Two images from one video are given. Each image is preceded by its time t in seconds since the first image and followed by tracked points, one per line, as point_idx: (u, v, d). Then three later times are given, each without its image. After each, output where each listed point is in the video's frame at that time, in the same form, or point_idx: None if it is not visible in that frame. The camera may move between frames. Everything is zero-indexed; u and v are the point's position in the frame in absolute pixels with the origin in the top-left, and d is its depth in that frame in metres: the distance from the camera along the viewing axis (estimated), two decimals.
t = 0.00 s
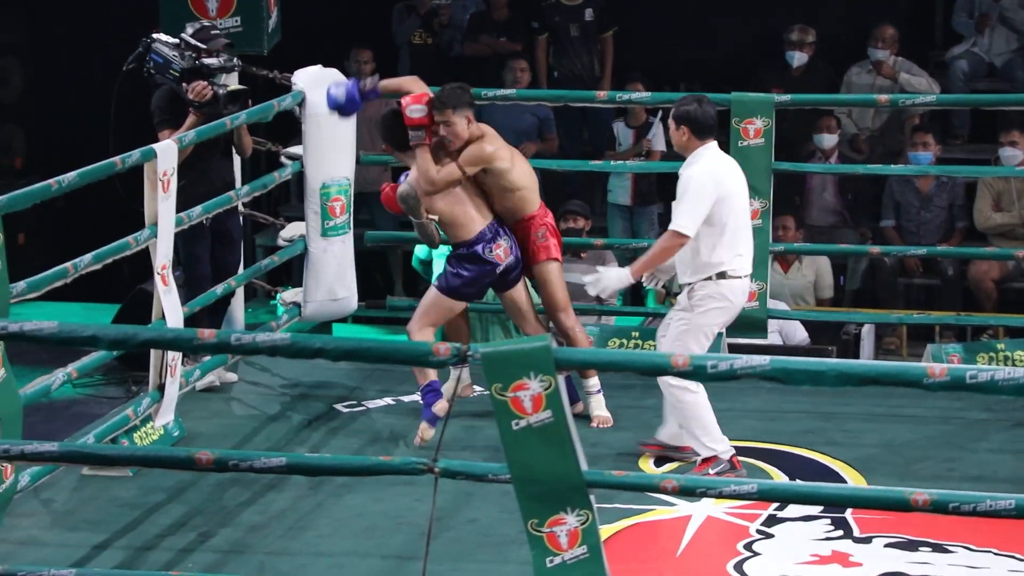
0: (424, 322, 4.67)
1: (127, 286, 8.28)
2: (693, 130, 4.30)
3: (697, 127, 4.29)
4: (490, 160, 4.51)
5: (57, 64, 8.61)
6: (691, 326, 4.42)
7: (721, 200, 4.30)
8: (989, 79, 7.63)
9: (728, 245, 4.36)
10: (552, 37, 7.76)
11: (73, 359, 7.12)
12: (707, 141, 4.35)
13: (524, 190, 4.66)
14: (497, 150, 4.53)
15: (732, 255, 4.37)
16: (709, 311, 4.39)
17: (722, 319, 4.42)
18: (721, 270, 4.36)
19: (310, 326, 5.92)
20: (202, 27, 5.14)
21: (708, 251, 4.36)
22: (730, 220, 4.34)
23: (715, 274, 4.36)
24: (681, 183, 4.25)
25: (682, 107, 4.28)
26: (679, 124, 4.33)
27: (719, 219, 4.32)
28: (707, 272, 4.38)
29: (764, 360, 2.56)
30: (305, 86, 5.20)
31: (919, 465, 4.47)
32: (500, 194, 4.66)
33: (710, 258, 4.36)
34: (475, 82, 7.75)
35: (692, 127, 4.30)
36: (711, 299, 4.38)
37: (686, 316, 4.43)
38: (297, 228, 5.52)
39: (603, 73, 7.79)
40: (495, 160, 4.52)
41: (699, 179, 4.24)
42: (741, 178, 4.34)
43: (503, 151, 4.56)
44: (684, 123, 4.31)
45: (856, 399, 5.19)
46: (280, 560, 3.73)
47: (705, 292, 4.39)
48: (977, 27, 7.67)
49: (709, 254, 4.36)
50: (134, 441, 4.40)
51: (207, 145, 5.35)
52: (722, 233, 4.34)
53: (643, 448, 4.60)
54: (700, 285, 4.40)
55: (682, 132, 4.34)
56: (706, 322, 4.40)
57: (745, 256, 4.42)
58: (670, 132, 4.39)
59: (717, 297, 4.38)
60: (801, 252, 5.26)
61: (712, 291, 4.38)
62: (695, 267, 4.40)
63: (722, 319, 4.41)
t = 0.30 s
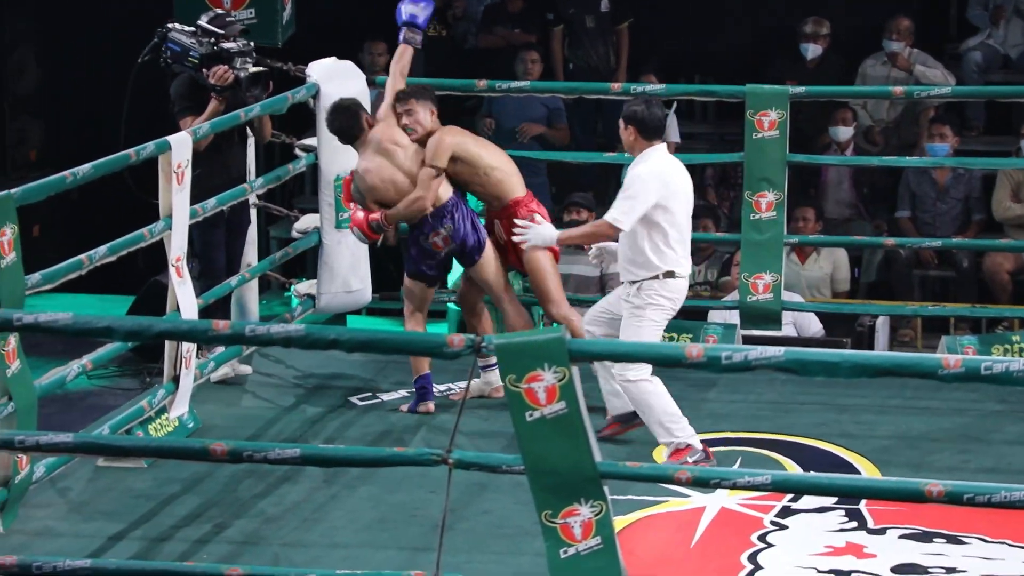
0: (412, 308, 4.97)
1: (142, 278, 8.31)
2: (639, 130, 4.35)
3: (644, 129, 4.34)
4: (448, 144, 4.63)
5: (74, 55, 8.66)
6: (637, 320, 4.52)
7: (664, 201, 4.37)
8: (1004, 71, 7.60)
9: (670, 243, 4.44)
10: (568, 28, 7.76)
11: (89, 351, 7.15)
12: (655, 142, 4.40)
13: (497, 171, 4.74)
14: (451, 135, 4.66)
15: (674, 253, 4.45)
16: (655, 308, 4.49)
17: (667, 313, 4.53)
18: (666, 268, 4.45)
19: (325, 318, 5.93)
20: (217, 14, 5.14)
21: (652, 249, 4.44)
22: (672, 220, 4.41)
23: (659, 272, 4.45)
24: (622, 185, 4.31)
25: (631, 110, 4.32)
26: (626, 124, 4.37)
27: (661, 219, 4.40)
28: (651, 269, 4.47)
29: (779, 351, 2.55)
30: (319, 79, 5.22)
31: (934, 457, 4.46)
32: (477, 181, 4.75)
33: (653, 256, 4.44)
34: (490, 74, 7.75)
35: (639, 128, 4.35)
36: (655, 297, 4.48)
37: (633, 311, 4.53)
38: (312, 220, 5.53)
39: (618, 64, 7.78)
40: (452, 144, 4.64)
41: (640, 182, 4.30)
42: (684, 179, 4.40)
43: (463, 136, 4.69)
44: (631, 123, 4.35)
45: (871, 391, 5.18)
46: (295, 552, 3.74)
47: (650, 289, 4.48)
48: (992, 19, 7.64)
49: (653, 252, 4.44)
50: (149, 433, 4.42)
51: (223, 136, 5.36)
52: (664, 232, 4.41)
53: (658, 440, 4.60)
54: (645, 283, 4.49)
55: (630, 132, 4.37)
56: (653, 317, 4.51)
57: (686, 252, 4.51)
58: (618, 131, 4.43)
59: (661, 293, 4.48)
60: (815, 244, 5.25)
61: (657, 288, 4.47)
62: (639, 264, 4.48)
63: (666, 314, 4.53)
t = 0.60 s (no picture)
0: (412, 279, 5.04)
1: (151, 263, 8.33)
2: (567, 106, 4.64)
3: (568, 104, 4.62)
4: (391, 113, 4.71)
5: (85, 40, 8.69)
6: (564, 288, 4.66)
7: (569, 166, 4.56)
8: (1015, 55, 7.57)
9: (580, 205, 4.58)
10: (578, 12, 7.74)
11: (99, 335, 7.17)
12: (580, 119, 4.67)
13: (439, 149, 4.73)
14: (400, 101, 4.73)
15: (590, 220, 4.59)
16: (580, 275, 4.61)
17: (596, 284, 4.61)
18: (582, 235, 4.58)
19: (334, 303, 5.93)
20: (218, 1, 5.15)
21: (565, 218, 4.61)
22: (582, 186, 4.57)
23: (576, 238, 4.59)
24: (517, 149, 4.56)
25: (558, 85, 4.60)
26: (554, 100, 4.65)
27: (565, 179, 4.57)
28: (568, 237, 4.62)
29: (789, 336, 2.55)
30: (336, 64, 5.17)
31: (945, 442, 4.45)
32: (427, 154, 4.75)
33: (567, 223, 4.60)
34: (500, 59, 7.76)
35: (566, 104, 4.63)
36: (575, 263, 4.61)
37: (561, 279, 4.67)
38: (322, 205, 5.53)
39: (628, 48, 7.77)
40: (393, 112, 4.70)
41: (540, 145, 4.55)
42: (592, 149, 4.60)
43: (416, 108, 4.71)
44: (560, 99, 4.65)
45: (880, 375, 5.17)
46: (305, 536, 3.75)
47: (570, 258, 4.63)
48: (1003, 4, 7.60)
49: (568, 219, 4.60)
50: (159, 418, 4.42)
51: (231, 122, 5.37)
52: (576, 198, 4.57)
53: (668, 425, 4.60)
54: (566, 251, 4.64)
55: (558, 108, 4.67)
56: (578, 285, 4.62)
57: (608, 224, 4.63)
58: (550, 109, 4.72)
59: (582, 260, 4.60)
60: (825, 228, 5.23)
61: (575, 255, 4.60)
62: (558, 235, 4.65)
63: (595, 284, 4.61)
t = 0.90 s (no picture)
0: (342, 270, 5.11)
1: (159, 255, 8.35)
2: (473, 89, 4.81)
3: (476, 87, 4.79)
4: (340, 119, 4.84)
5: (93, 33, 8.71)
6: (501, 262, 4.86)
7: (499, 143, 4.78)
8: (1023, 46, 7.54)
9: (513, 180, 4.83)
10: (586, 4, 7.76)
11: (108, 327, 7.19)
12: (486, 98, 4.84)
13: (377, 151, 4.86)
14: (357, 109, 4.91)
15: (529, 192, 4.85)
16: (521, 247, 4.86)
17: (535, 254, 4.89)
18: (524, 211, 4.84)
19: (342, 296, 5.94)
20: None
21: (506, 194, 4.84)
22: (515, 160, 4.81)
23: (522, 212, 4.83)
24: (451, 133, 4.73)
25: (465, 69, 4.76)
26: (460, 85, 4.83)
27: (496, 159, 4.79)
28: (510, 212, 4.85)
29: (798, 326, 2.54)
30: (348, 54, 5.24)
31: (953, 434, 4.44)
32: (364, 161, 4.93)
33: (510, 199, 4.83)
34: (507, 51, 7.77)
35: (473, 87, 4.80)
36: (519, 235, 4.85)
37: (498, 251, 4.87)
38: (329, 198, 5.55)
39: (637, 41, 7.76)
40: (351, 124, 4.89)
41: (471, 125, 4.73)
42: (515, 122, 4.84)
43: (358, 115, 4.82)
44: (466, 84, 4.82)
45: (888, 367, 5.17)
46: (313, 528, 3.75)
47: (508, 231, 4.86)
48: None
49: (508, 195, 4.84)
50: (168, 410, 4.42)
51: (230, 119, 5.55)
52: (507, 173, 4.81)
53: (675, 417, 4.60)
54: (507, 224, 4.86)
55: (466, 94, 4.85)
56: (518, 257, 4.86)
57: (545, 192, 4.91)
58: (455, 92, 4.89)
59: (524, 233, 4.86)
60: (833, 221, 5.22)
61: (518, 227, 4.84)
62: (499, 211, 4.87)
63: (535, 255, 4.89)
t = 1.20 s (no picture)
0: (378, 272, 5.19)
1: (201, 251, 8.42)
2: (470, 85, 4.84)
3: (474, 81, 4.82)
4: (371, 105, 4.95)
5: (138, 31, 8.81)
6: (519, 250, 4.97)
7: (506, 137, 4.87)
8: None
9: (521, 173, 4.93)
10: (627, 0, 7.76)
11: (151, 322, 7.26)
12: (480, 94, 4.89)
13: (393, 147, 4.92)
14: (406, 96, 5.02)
15: (537, 179, 4.97)
16: (536, 233, 4.98)
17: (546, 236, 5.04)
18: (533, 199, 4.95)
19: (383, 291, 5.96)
20: None
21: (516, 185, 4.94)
22: (521, 150, 4.92)
23: (537, 199, 4.95)
24: (463, 132, 4.80)
25: (460, 65, 4.78)
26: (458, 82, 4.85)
27: (506, 154, 4.88)
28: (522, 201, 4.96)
29: (840, 325, 2.52)
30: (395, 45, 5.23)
31: (997, 434, 4.40)
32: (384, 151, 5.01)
33: (522, 189, 4.94)
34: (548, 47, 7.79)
35: (469, 83, 4.82)
36: (535, 222, 4.97)
37: (514, 239, 4.98)
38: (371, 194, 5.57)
39: (679, 36, 7.74)
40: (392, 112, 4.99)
41: (481, 123, 4.80)
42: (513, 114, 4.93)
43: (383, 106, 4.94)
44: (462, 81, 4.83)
45: (932, 366, 5.13)
46: (355, 523, 3.77)
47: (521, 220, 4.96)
48: None
49: (520, 185, 4.94)
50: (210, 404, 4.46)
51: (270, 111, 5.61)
52: (516, 167, 4.91)
53: (717, 414, 4.59)
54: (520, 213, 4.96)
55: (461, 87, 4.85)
56: (535, 242, 4.99)
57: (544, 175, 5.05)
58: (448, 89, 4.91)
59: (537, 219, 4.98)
60: (877, 218, 5.19)
61: (532, 214, 4.96)
62: (510, 202, 4.96)
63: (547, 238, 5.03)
